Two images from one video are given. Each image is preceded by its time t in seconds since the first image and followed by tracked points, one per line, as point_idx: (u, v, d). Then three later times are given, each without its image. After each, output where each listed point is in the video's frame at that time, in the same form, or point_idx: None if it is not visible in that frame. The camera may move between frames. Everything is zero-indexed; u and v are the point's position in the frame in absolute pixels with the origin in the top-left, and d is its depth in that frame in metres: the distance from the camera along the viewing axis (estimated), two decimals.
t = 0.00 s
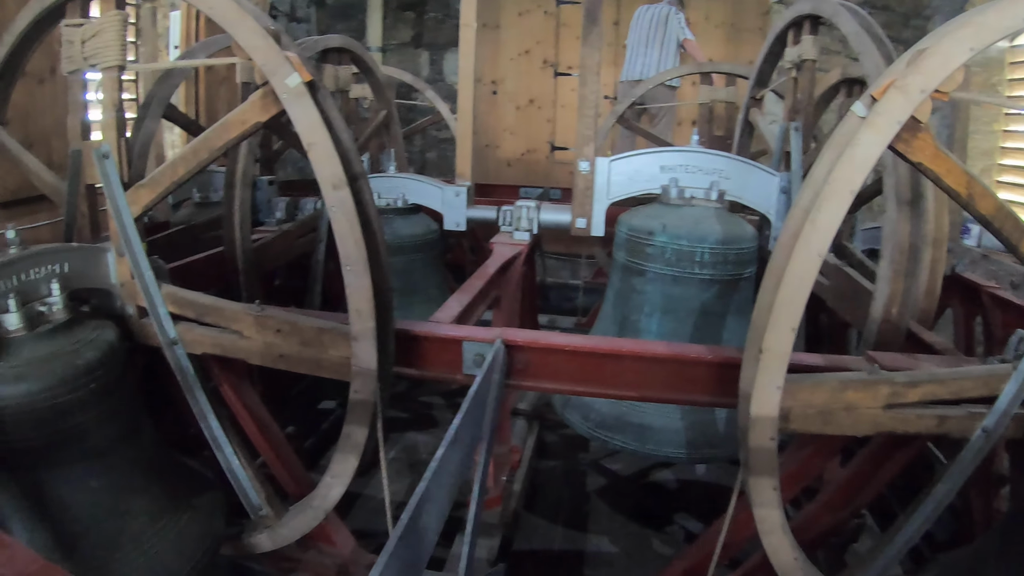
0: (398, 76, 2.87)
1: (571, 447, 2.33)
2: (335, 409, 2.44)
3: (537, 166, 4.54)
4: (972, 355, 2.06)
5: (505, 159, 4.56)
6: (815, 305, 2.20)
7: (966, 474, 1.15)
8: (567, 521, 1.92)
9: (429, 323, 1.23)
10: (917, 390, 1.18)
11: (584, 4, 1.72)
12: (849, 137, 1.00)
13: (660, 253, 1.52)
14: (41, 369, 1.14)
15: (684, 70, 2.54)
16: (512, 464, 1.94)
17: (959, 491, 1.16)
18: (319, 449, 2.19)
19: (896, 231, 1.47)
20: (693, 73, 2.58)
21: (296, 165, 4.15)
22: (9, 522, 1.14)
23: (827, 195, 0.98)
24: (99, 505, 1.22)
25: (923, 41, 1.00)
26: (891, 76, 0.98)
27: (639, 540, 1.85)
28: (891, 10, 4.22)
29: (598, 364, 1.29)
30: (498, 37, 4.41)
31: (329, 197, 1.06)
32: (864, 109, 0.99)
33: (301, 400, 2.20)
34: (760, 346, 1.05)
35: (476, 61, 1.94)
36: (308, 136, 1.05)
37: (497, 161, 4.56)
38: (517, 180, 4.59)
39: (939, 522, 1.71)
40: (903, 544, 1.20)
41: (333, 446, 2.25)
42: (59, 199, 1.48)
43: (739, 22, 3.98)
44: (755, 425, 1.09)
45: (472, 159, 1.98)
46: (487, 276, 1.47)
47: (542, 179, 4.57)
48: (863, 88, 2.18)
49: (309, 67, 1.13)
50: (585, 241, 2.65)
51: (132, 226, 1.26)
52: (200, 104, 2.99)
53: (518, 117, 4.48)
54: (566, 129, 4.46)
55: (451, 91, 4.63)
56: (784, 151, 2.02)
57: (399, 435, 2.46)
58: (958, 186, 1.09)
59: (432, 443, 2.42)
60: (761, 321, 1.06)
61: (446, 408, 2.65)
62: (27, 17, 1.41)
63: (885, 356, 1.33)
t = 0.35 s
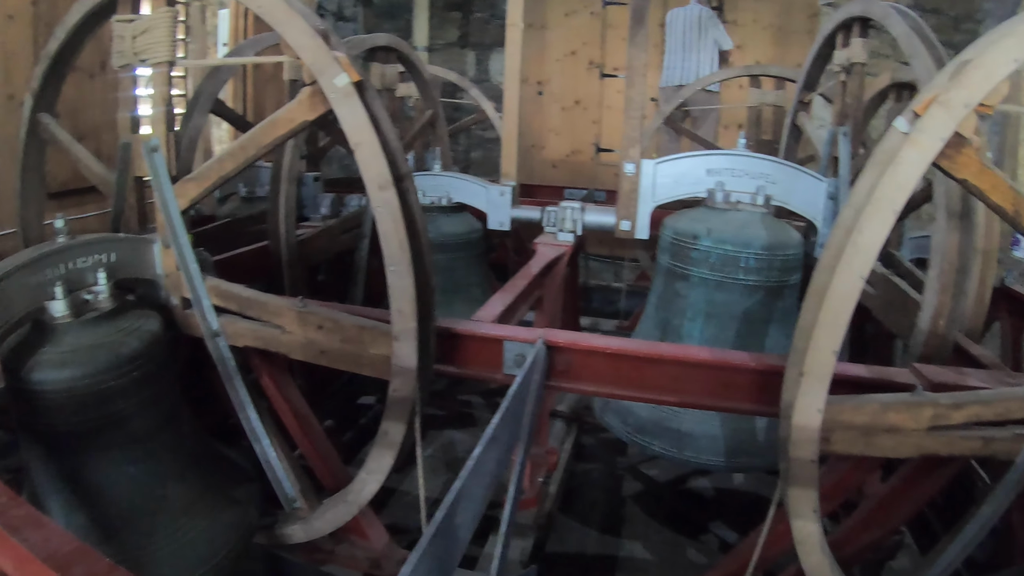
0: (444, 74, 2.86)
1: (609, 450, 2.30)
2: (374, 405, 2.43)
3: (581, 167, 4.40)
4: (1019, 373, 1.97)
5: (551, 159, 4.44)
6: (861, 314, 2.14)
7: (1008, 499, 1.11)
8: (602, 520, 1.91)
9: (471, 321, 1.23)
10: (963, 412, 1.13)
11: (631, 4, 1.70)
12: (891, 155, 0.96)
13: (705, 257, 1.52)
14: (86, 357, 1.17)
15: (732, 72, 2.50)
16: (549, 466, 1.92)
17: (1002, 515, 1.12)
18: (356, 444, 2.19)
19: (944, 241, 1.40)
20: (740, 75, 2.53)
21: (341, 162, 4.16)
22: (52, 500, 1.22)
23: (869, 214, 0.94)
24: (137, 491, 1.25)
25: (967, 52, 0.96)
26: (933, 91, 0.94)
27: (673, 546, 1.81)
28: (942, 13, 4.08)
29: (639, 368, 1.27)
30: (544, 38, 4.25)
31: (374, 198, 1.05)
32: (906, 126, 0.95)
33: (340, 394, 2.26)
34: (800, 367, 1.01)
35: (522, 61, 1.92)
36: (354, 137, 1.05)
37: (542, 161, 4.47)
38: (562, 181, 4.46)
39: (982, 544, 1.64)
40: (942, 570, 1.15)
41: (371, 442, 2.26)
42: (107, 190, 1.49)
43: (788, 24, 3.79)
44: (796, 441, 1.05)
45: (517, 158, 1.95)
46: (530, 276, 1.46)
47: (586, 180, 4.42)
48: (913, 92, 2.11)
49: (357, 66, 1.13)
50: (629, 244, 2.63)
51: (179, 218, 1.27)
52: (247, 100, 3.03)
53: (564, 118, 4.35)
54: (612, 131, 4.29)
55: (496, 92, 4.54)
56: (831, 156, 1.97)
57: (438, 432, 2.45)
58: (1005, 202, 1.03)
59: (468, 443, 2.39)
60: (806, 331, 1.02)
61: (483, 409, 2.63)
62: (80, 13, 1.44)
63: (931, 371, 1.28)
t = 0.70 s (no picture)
0: (486, 75, 2.86)
1: (645, 455, 2.27)
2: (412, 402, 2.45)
3: (623, 170, 4.31)
4: None
5: (592, 161, 4.38)
6: (903, 324, 2.09)
7: None
8: (635, 525, 1.90)
9: (513, 322, 1.22)
10: (1011, 423, 1.09)
11: (676, 6, 1.68)
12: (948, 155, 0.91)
13: (748, 263, 1.50)
14: (128, 348, 1.17)
15: (778, 75, 2.46)
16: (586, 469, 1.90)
17: None
18: (392, 441, 2.20)
19: (994, 250, 1.35)
20: (787, 78, 2.49)
21: (382, 161, 4.16)
22: (91, 487, 1.24)
23: (924, 216, 0.89)
24: (174, 482, 1.26)
25: None
26: (994, 87, 0.89)
27: (707, 556, 1.78)
28: (988, 16, 3.98)
29: (681, 373, 1.25)
30: (588, 39, 4.18)
31: (420, 196, 1.05)
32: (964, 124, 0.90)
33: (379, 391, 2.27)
34: (848, 368, 0.96)
35: (566, 62, 1.91)
36: (400, 136, 1.05)
37: (584, 164, 4.39)
38: (604, 184, 4.39)
39: None
40: None
41: (409, 439, 2.26)
42: (151, 185, 1.50)
43: (833, 26, 3.71)
44: (837, 449, 1.01)
45: (560, 160, 1.96)
46: (572, 278, 1.45)
47: (627, 184, 4.33)
48: (962, 97, 2.05)
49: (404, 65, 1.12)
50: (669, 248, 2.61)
51: (222, 213, 1.28)
52: (290, 98, 3.06)
53: (606, 120, 4.28)
54: (655, 132, 4.21)
55: (538, 93, 4.50)
56: (877, 162, 1.93)
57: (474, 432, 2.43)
58: None
59: (505, 444, 2.37)
60: (851, 336, 0.98)
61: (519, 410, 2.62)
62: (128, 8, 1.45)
63: (980, 384, 1.23)
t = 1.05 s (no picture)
0: (523, 77, 2.85)
1: (677, 462, 2.25)
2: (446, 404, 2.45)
3: (659, 173, 4.26)
4: None
5: (628, 164, 4.34)
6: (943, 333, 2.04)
7: None
8: (665, 532, 1.87)
9: (551, 325, 1.22)
10: None
11: (714, 7, 1.67)
12: (1004, 146, 0.88)
13: (787, 269, 1.49)
14: (165, 342, 1.18)
15: (815, 78, 2.42)
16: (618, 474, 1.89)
17: None
18: (425, 441, 2.20)
19: None
20: (826, 81, 2.45)
21: (418, 162, 4.17)
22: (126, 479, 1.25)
23: (977, 207, 0.86)
24: (208, 476, 1.26)
25: None
26: None
27: (738, 564, 1.75)
28: None
29: (719, 380, 1.23)
30: (623, 41, 4.16)
31: (459, 193, 1.03)
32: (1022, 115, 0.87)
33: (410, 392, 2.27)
34: (895, 361, 0.93)
35: (604, 65, 1.91)
36: (439, 133, 1.03)
37: (620, 167, 4.35)
38: (639, 187, 4.34)
39: None
40: None
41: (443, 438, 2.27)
42: (190, 183, 1.51)
43: (872, 28, 3.65)
44: (879, 449, 0.98)
45: (598, 163, 1.95)
46: (610, 282, 1.44)
47: (663, 187, 4.27)
48: (1007, 101, 2.00)
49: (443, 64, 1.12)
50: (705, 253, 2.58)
51: (260, 210, 1.28)
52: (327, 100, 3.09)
53: (643, 123, 4.24)
54: (693, 140, 4.13)
55: (574, 95, 4.47)
56: (919, 167, 1.89)
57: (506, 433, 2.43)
58: None
59: (536, 446, 2.34)
60: (899, 331, 0.95)
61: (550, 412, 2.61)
62: (169, 8, 1.47)
63: None
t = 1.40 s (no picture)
0: (548, 82, 2.85)
1: (700, 469, 2.23)
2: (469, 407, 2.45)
3: (684, 178, 4.23)
4: None
5: (653, 169, 4.32)
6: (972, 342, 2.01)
7: None
8: (687, 541, 1.86)
9: (577, 330, 1.22)
10: None
11: (740, 12, 1.66)
12: None
13: (814, 276, 1.51)
14: (191, 344, 1.18)
15: (840, 83, 2.39)
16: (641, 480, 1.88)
17: None
18: (449, 444, 2.20)
19: None
20: (849, 86, 2.42)
21: (443, 166, 4.17)
22: (149, 478, 1.25)
23: (1005, 222, 0.81)
24: (233, 477, 1.26)
25: None
26: None
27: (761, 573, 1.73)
28: None
29: (745, 388, 1.22)
30: (647, 47, 4.14)
31: (488, 198, 1.02)
32: None
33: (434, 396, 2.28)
34: (922, 377, 0.90)
35: (629, 70, 1.90)
36: (468, 137, 1.03)
37: (644, 172, 4.33)
38: (664, 192, 4.32)
39: None
40: None
41: (466, 441, 2.27)
42: (218, 187, 1.52)
43: (897, 32, 3.61)
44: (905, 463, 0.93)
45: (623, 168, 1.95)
46: (637, 287, 1.44)
47: (688, 193, 4.24)
48: None
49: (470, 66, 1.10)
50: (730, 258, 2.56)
51: (288, 213, 1.28)
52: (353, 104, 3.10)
53: (667, 128, 4.22)
54: (718, 142, 4.12)
55: (599, 99, 4.45)
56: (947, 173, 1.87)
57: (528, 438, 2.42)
58: None
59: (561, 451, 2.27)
60: (926, 345, 0.91)
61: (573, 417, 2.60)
62: (196, 13, 1.48)
63: None
